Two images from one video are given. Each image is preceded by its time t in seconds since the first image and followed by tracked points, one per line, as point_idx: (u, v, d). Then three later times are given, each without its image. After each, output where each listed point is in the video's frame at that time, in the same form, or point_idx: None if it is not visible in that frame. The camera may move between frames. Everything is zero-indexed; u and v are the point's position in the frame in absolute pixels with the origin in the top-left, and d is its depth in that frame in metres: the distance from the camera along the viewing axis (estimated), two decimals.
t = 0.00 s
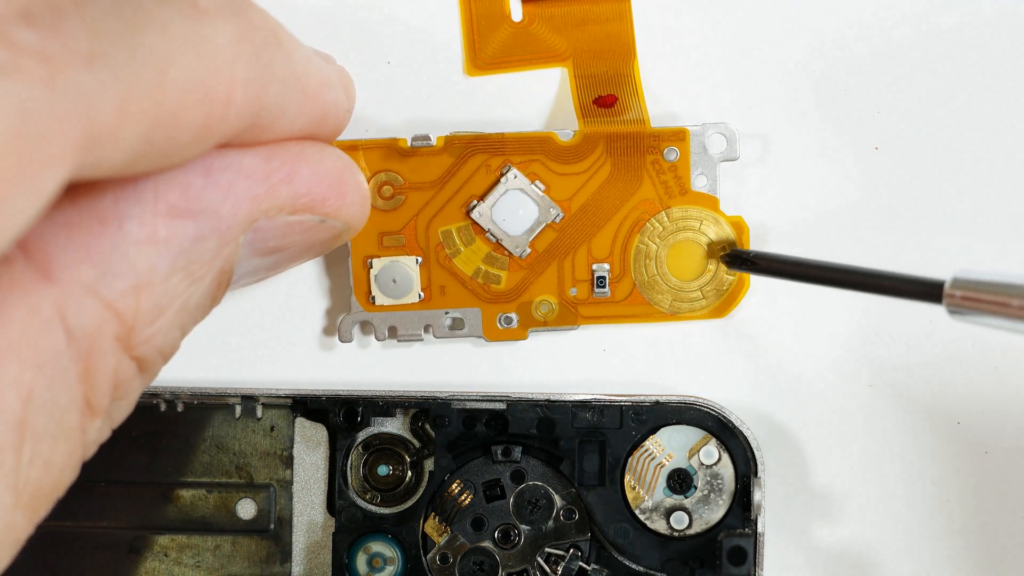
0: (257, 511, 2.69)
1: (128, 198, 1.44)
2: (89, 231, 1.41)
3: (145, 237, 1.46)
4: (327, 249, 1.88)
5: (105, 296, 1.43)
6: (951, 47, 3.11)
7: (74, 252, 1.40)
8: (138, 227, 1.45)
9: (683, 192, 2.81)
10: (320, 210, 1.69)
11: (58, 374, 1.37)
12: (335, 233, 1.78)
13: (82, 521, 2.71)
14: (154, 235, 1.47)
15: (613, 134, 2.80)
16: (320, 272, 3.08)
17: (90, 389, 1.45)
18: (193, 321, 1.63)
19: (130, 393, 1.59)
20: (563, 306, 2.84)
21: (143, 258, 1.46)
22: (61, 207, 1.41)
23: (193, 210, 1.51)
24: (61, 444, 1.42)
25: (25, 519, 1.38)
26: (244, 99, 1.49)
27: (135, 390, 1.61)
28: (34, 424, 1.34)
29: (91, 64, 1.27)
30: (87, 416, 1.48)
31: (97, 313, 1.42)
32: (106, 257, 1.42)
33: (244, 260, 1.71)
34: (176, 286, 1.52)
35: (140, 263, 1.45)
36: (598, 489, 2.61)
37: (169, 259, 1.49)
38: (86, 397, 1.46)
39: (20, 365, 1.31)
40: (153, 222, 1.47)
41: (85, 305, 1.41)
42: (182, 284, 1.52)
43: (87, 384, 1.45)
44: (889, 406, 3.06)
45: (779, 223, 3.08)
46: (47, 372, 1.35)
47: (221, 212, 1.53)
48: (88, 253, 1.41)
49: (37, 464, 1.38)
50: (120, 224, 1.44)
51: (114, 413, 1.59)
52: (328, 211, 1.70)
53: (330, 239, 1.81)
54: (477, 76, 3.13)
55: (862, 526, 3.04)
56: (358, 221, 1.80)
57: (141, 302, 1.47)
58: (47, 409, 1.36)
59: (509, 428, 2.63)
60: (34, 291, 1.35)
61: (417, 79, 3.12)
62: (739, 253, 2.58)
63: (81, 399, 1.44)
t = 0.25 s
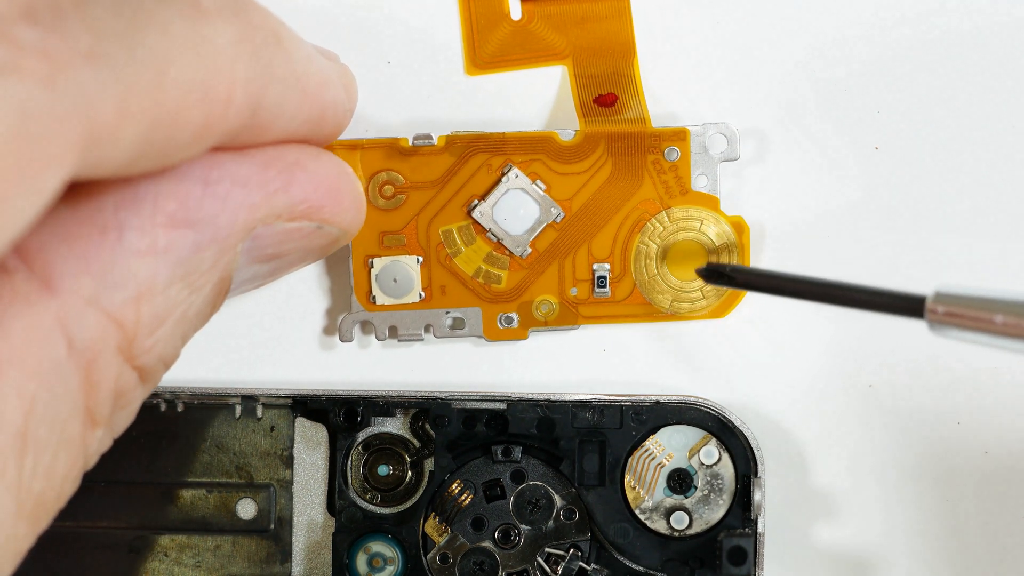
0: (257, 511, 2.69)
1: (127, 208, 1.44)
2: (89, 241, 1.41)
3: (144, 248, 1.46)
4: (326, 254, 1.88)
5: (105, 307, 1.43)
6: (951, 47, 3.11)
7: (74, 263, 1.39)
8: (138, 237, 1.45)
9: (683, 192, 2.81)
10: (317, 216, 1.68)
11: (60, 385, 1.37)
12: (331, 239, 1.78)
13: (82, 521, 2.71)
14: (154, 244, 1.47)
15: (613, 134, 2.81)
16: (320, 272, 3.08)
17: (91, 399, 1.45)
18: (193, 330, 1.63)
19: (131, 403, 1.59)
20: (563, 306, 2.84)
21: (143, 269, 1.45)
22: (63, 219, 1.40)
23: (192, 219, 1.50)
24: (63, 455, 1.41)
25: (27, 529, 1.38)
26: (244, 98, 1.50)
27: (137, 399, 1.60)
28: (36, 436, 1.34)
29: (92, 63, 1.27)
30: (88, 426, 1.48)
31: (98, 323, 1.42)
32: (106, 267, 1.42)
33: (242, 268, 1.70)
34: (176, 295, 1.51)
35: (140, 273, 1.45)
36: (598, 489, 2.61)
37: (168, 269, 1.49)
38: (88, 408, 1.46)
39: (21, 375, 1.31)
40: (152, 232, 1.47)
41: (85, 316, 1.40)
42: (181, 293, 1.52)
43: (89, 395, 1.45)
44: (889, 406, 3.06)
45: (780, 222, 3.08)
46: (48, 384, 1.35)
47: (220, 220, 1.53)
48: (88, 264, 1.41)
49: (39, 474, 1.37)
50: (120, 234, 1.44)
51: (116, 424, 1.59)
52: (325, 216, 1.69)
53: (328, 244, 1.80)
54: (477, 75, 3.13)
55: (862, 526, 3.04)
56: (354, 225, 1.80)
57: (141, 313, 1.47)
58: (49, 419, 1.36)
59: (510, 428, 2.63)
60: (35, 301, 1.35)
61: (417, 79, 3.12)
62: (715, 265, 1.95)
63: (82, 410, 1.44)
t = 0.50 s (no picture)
0: (257, 511, 2.69)
1: (121, 209, 1.45)
2: (85, 241, 1.42)
3: (139, 248, 1.46)
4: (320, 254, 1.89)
5: (101, 307, 1.43)
6: (950, 47, 3.11)
7: (70, 263, 1.40)
8: (132, 238, 1.46)
9: (684, 190, 2.81)
10: (309, 215, 1.67)
11: (57, 386, 1.37)
12: (324, 239, 1.77)
13: (82, 521, 2.71)
14: (148, 245, 1.48)
15: (614, 133, 2.81)
16: (320, 271, 3.08)
17: (87, 399, 1.45)
18: (187, 330, 1.63)
19: (125, 403, 1.59)
20: (564, 305, 2.84)
21: (138, 269, 1.46)
22: (56, 219, 1.41)
23: (186, 220, 1.51)
24: (58, 455, 1.41)
25: (18, 529, 1.38)
26: (244, 101, 1.50)
27: (130, 399, 1.61)
28: (32, 435, 1.34)
29: (89, 62, 1.28)
30: (83, 426, 1.47)
31: (94, 324, 1.42)
32: (101, 268, 1.43)
33: (234, 266, 1.69)
34: (171, 295, 1.52)
35: (135, 274, 1.46)
36: (598, 489, 2.61)
37: (163, 270, 1.49)
38: (82, 408, 1.45)
39: (18, 376, 1.31)
40: (146, 233, 1.48)
41: (81, 316, 1.41)
42: (176, 294, 1.52)
43: (84, 395, 1.44)
44: (889, 406, 3.06)
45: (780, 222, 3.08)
46: (45, 384, 1.34)
47: (213, 222, 1.54)
48: (84, 265, 1.41)
49: (33, 474, 1.37)
50: (114, 235, 1.45)
51: (109, 422, 1.59)
52: (317, 215, 1.69)
53: (321, 245, 1.80)
54: (478, 73, 3.13)
55: (862, 526, 3.04)
56: (346, 226, 1.79)
57: (137, 313, 1.47)
58: (46, 419, 1.36)
59: (510, 428, 2.63)
60: (32, 300, 1.36)
61: (416, 78, 3.12)
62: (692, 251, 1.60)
63: (78, 410, 1.44)
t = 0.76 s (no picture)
0: (258, 511, 2.69)
1: (140, 196, 1.45)
2: (103, 229, 1.41)
3: (158, 236, 1.46)
4: (327, 244, 1.91)
5: (119, 294, 1.42)
6: (951, 47, 3.11)
7: (89, 249, 1.39)
8: (151, 225, 1.45)
9: (690, 171, 2.81)
10: (322, 206, 1.71)
11: (73, 372, 1.36)
12: (335, 227, 1.82)
13: (82, 520, 2.71)
14: (167, 233, 1.47)
15: (619, 117, 2.81)
16: (320, 270, 3.09)
17: (100, 386, 1.44)
18: (199, 320, 1.63)
19: (137, 391, 1.59)
20: (574, 291, 2.84)
21: (156, 257, 1.46)
22: (75, 205, 1.39)
23: (204, 209, 1.51)
24: (69, 442, 1.40)
25: (27, 515, 1.36)
26: (257, 101, 1.51)
27: (142, 388, 1.60)
28: (45, 421, 1.34)
29: (109, 50, 1.28)
30: (96, 414, 1.46)
31: (112, 312, 1.42)
32: (120, 255, 1.42)
33: (250, 254, 1.72)
34: (187, 284, 1.52)
35: (154, 262, 1.45)
36: (598, 489, 2.61)
37: (181, 258, 1.49)
38: (96, 395, 1.44)
39: (35, 360, 1.30)
40: (165, 220, 1.47)
41: (100, 304, 1.40)
42: (192, 283, 1.53)
43: (98, 383, 1.44)
44: (889, 406, 3.06)
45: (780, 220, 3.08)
46: (62, 370, 1.34)
47: (232, 211, 1.54)
48: (102, 251, 1.40)
49: (44, 460, 1.36)
50: (133, 222, 1.44)
51: (119, 411, 1.59)
52: (330, 206, 1.72)
53: (331, 233, 1.83)
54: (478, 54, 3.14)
55: (862, 526, 3.04)
56: (358, 217, 1.83)
57: (154, 301, 1.47)
58: (58, 404, 1.35)
59: (510, 427, 2.63)
60: (50, 287, 1.33)
61: (417, 77, 3.13)
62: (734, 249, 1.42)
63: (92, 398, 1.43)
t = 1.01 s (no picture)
0: (258, 511, 2.69)
1: (140, 204, 1.47)
2: (105, 237, 1.43)
3: (158, 243, 1.47)
4: (325, 245, 1.94)
5: (120, 302, 1.43)
6: (951, 46, 3.11)
7: (90, 257, 1.40)
8: (151, 233, 1.47)
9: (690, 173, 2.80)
10: (320, 210, 1.73)
11: (70, 377, 1.36)
12: (332, 229, 1.85)
13: (82, 520, 2.72)
14: (166, 239, 1.48)
15: (617, 119, 2.82)
16: (321, 271, 3.09)
17: (102, 393, 1.44)
18: (201, 328, 1.63)
19: (139, 401, 1.58)
20: (574, 293, 2.84)
21: (156, 264, 1.46)
22: (77, 214, 1.41)
23: (204, 214, 1.53)
24: (65, 448, 1.39)
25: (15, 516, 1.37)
26: (258, 104, 1.52)
27: (144, 397, 1.59)
28: (41, 426, 1.33)
29: (109, 53, 1.30)
30: (95, 422, 1.45)
31: (112, 318, 1.42)
32: (120, 262, 1.43)
33: (249, 260, 1.73)
34: (188, 290, 1.52)
35: (154, 268, 1.46)
36: (598, 489, 2.62)
37: (181, 264, 1.50)
38: (96, 403, 1.44)
39: (34, 364, 1.30)
40: (165, 227, 1.49)
41: (100, 311, 1.40)
42: (193, 289, 1.53)
43: (98, 390, 1.43)
44: (890, 406, 3.06)
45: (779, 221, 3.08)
46: (59, 375, 1.34)
47: (232, 216, 1.55)
48: (103, 259, 1.41)
49: (37, 465, 1.35)
50: (133, 229, 1.46)
51: (122, 420, 1.58)
52: (328, 210, 1.75)
53: (329, 234, 1.86)
54: (478, 61, 3.14)
55: (863, 526, 3.04)
56: (354, 219, 1.85)
57: (155, 308, 1.47)
58: (57, 409, 1.35)
59: (510, 427, 2.64)
60: (50, 292, 1.35)
61: (417, 77, 3.13)
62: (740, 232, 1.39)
63: (91, 405, 1.42)
